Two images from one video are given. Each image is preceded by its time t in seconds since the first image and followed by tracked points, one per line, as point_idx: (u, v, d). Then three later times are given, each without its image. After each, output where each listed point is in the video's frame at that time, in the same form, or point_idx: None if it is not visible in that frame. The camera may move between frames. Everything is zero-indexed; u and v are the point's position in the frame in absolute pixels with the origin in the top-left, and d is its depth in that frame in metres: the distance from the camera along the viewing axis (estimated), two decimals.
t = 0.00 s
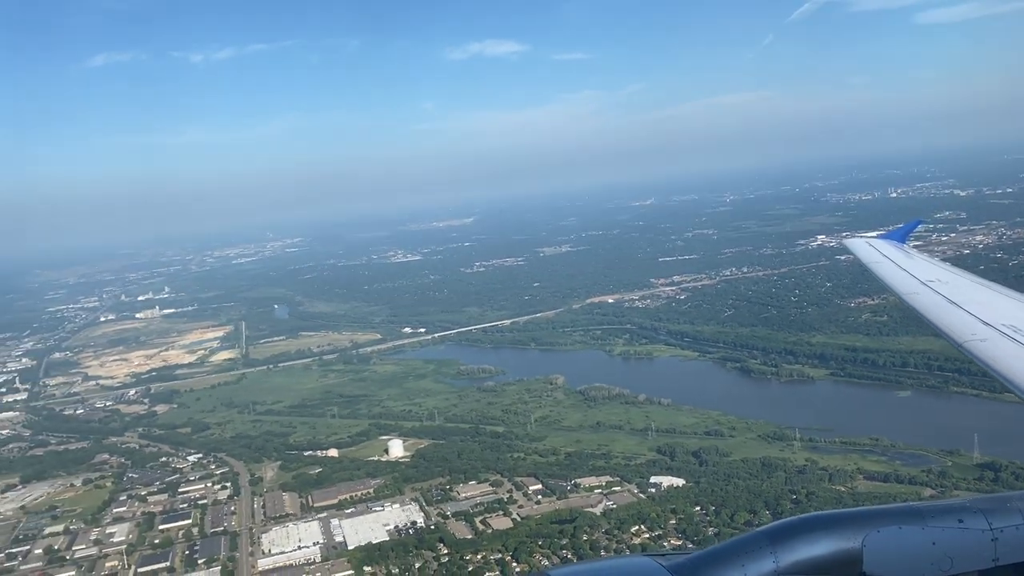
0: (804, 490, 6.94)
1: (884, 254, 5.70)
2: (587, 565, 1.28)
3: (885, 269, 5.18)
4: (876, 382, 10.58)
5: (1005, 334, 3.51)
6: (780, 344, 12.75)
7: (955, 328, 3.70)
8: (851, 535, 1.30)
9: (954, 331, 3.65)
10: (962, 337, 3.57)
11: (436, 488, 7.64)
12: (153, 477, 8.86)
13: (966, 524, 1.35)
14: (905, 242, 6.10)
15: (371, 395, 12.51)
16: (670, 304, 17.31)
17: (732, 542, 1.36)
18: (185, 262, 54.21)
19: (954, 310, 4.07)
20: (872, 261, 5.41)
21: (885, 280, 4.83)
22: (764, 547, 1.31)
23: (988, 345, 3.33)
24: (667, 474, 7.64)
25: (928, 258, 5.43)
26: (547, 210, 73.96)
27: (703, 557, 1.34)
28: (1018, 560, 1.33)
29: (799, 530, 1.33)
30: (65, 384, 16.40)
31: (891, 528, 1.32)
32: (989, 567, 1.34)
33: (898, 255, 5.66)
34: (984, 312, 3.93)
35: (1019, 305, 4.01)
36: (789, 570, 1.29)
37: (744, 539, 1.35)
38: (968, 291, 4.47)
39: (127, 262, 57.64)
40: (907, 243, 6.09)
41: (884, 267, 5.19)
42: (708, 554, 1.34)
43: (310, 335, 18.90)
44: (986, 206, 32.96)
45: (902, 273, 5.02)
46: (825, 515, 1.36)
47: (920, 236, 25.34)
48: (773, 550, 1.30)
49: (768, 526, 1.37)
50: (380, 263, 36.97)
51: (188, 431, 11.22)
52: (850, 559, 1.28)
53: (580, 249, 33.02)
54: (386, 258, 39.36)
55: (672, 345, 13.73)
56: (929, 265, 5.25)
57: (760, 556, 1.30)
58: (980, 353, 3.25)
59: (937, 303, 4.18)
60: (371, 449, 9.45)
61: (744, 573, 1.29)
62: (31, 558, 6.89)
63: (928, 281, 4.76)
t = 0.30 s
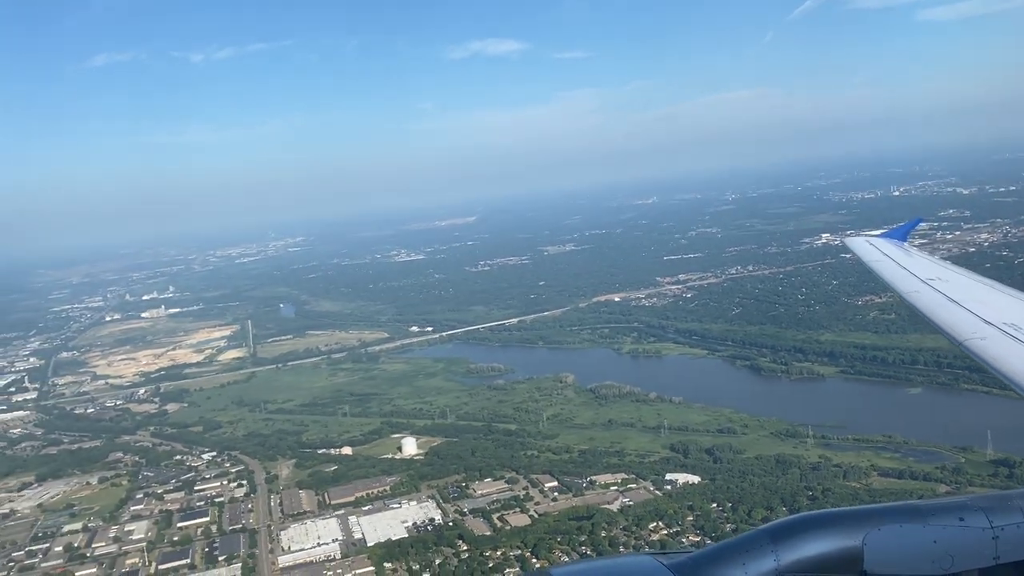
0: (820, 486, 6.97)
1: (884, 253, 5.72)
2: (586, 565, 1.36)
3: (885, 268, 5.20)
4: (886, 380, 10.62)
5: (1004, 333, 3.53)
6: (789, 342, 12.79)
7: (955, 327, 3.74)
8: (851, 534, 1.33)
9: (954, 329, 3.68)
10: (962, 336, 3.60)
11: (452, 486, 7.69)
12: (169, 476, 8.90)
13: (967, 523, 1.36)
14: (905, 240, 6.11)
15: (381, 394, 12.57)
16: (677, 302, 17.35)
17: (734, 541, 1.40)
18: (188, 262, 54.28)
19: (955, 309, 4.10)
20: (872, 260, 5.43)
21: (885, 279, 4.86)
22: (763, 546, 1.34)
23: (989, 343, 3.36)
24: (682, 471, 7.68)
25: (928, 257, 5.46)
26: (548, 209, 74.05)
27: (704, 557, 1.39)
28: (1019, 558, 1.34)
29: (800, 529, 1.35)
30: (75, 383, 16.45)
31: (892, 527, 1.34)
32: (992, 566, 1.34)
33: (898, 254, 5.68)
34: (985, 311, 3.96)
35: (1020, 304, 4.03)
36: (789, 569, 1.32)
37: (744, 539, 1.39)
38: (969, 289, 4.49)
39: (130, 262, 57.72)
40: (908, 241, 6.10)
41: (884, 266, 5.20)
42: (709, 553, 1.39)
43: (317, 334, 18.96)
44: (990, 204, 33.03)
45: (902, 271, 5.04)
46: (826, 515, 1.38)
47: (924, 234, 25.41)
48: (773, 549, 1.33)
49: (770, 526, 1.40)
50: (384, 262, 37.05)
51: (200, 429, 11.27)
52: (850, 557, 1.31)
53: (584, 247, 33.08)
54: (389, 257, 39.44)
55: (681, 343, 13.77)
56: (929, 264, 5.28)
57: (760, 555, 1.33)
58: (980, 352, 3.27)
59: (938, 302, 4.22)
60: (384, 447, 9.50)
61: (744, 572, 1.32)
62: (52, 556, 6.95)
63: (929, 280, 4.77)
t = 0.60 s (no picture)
0: (836, 482, 7.01)
1: (884, 250, 5.65)
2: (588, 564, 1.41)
3: (886, 266, 5.13)
4: (897, 377, 10.64)
5: (1006, 329, 3.41)
6: (798, 339, 12.83)
7: (954, 323, 3.63)
8: (852, 532, 1.37)
9: (954, 326, 3.57)
10: (961, 333, 3.49)
11: (468, 482, 7.73)
12: (184, 473, 8.95)
13: (968, 520, 1.41)
14: (906, 238, 6.11)
15: (391, 392, 12.63)
16: (684, 300, 17.39)
17: (736, 538, 1.44)
18: (191, 261, 54.29)
19: (954, 305, 4.00)
20: (872, 258, 5.33)
21: (885, 276, 4.77)
22: (766, 543, 1.38)
23: (989, 340, 3.25)
24: (697, 468, 7.71)
25: (931, 254, 5.34)
26: (550, 207, 74.03)
27: (707, 554, 1.43)
28: (1019, 555, 1.39)
29: (804, 526, 1.40)
30: (84, 382, 16.51)
31: (893, 524, 1.39)
32: (992, 562, 1.39)
33: (897, 250, 5.61)
34: (985, 306, 3.87)
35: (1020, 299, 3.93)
36: (791, 565, 1.36)
37: (746, 536, 1.43)
38: (969, 285, 4.40)
39: (132, 261, 57.74)
40: (909, 239, 6.09)
41: (885, 263, 5.13)
42: (711, 550, 1.43)
43: (324, 332, 19.01)
44: (994, 201, 33.05)
45: (902, 270, 4.94)
46: (828, 514, 1.43)
47: (929, 232, 25.43)
48: (775, 546, 1.37)
49: (770, 524, 1.45)
50: (387, 261, 37.08)
51: (212, 427, 11.32)
52: (851, 553, 1.35)
53: (588, 245, 33.14)
54: (392, 256, 39.48)
55: (690, 341, 13.81)
56: (930, 261, 5.17)
57: (763, 552, 1.38)
58: (979, 349, 3.17)
59: (937, 298, 4.11)
60: (398, 445, 9.56)
61: (746, 568, 1.37)
62: (72, 553, 7.00)
63: (929, 277, 4.67)
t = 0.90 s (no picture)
0: (852, 478, 7.05)
1: (883, 245, 5.62)
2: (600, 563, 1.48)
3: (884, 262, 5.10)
4: (906, 373, 10.68)
5: (1007, 326, 3.42)
6: (807, 336, 12.87)
7: (955, 319, 3.61)
8: (852, 528, 1.39)
9: (955, 322, 3.55)
10: (962, 330, 3.47)
11: (484, 479, 7.78)
12: (200, 470, 9.00)
13: (968, 516, 1.41)
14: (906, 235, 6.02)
15: (402, 389, 12.68)
16: (691, 297, 17.44)
17: (739, 536, 1.48)
18: (194, 259, 54.34)
19: (955, 301, 3.98)
20: (873, 254, 5.29)
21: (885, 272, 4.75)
22: (766, 539, 1.42)
23: (989, 337, 3.23)
24: (712, 464, 7.75)
25: (931, 251, 5.30)
26: (552, 205, 74.05)
27: (710, 550, 1.47)
28: (1020, 551, 1.37)
29: (804, 524, 1.43)
30: (94, 380, 16.59)
31: (893, 520, 1.40)
32: (993, 559, 1.38)
33: (897, 246, 5.59)
34: (986, 303, 3.85)
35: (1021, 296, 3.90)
36: (791, 562, 1.39)
37: (748, 533, 1.47)
38: (970, 281, 4.38)
39: (135, 259, 57.78)
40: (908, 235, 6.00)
41: (884, 259, 5.09)
42: (714, 548, 1.47)
43: (332, 330, 19.06)
44: (998, 199, 33.11)
45: (903, 266, 4.90)
46: (830, 510, 1.45)
47: (934, 230, 25.48)
48: (776, 543, 1.41)
49: (773, 521, 1.48)
50: (392, 259, 37.14)
51: (225, 425, 11.38)
52: (851, 550, 1.37)
53: (592, 243, 33.21)
54: (396, 254, 39.60)
55: (698, 338, 13.85)
56: (930, 257, 5.13)
57: (763, 549, 1.42)
58: (981, 346, 3.17)
59: (938, 295, 4.09)
60: (411, 442, 9.61)
61: (747, 565, 1.41)
62: (92, 549, 7.06)
63: (930, 274, 4.64)
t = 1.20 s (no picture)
0: (867, 473, 7.08)
1: (884, 241, 5.63)
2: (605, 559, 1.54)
3: (885, 258, 5.11)
4: (917, 370, 10.70)
5: (1006, 321, 3.44)
6: (816, 334, 12.90)
7: (955, 315, 3.64)
8: (854, 523, 1.46)
9: (955, 318, 3.57)
10: (963, 325, 3.49)
11: (500, 475, 7.83)
12: (214, 467, 9.04)
13: (969, 512, 1.48)
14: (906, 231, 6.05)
15: (412, 386, 12.72)
16: (698, 294, 17.45)
17: (739, 531, 1.54)
18: (196, 257, 54.33)
19: (955, 297, 4.01)
20: (874, 250, 5.31)
21: (885, 268, 4.76)
22: (768, 535, 1.48)
23: (991, 332, 3.26)
24: (726, 460, 7.79)
25: (932, 247, 5.32)
26: (554, 203, 73.96)
27: (712, 545, 1.54)
28: (1020, 546, 1.45)
29: (804, 520, 1.48)
30: (102, 378, 16.62)
31: (894, 516, 1.47)
32: (993, 555, 1.45)
33: (897, 243, 5.60)
34: (986, 298, 3.87)
35: (1020, 291, 3.92)
36: (792, 558, 1.45)
37: (750, 529, 1.53)
38: (969, 277, 4.41)
39: (138, 258, 57.77)
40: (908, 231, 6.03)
41: (885, 255, 5.10)
42: (714, 542, 1.54)
43: (339, 328, 19.10)
44: (1003, 195, 33.06)
45: (905, 262, 4.91)
46: (831, 505, 1.51)
47: (939, 227, 25.47)
48: (776, 539, 1.47)
49: (773, 517, 1.54)
50: (396, 257, 37.11)
51: (237, 422, 11.42)
52: (852, 546, 1.43)
53: (596, 241, 33.22)
54: (400, 252, 39.58)
55: (707, 335, 13.88)
56: (931, 253, 5.15)
57: (764, 544, 1.48)
58: (981, 341, 3.19)
59: (939, 290, 4.10)
60: (424, 438, 9.66)
61: (747, 560, 1.46)
62: (112, 545, 7.11)
63: (931, 269, 4.65)
